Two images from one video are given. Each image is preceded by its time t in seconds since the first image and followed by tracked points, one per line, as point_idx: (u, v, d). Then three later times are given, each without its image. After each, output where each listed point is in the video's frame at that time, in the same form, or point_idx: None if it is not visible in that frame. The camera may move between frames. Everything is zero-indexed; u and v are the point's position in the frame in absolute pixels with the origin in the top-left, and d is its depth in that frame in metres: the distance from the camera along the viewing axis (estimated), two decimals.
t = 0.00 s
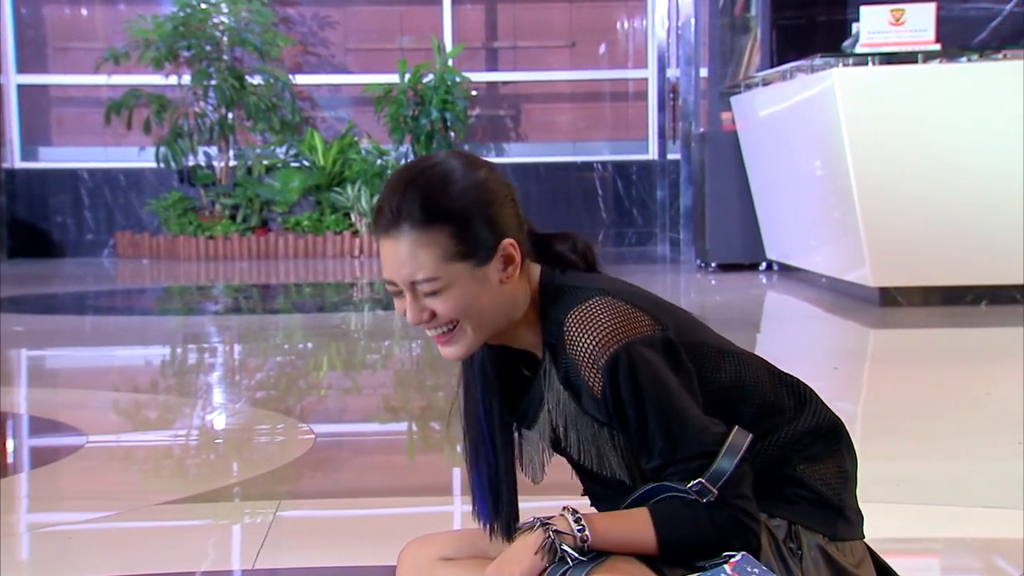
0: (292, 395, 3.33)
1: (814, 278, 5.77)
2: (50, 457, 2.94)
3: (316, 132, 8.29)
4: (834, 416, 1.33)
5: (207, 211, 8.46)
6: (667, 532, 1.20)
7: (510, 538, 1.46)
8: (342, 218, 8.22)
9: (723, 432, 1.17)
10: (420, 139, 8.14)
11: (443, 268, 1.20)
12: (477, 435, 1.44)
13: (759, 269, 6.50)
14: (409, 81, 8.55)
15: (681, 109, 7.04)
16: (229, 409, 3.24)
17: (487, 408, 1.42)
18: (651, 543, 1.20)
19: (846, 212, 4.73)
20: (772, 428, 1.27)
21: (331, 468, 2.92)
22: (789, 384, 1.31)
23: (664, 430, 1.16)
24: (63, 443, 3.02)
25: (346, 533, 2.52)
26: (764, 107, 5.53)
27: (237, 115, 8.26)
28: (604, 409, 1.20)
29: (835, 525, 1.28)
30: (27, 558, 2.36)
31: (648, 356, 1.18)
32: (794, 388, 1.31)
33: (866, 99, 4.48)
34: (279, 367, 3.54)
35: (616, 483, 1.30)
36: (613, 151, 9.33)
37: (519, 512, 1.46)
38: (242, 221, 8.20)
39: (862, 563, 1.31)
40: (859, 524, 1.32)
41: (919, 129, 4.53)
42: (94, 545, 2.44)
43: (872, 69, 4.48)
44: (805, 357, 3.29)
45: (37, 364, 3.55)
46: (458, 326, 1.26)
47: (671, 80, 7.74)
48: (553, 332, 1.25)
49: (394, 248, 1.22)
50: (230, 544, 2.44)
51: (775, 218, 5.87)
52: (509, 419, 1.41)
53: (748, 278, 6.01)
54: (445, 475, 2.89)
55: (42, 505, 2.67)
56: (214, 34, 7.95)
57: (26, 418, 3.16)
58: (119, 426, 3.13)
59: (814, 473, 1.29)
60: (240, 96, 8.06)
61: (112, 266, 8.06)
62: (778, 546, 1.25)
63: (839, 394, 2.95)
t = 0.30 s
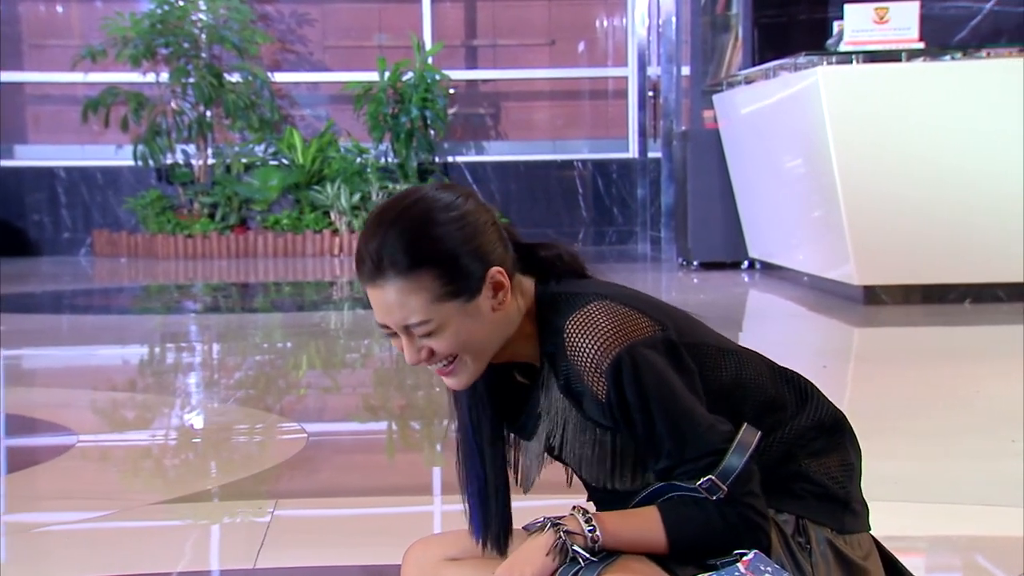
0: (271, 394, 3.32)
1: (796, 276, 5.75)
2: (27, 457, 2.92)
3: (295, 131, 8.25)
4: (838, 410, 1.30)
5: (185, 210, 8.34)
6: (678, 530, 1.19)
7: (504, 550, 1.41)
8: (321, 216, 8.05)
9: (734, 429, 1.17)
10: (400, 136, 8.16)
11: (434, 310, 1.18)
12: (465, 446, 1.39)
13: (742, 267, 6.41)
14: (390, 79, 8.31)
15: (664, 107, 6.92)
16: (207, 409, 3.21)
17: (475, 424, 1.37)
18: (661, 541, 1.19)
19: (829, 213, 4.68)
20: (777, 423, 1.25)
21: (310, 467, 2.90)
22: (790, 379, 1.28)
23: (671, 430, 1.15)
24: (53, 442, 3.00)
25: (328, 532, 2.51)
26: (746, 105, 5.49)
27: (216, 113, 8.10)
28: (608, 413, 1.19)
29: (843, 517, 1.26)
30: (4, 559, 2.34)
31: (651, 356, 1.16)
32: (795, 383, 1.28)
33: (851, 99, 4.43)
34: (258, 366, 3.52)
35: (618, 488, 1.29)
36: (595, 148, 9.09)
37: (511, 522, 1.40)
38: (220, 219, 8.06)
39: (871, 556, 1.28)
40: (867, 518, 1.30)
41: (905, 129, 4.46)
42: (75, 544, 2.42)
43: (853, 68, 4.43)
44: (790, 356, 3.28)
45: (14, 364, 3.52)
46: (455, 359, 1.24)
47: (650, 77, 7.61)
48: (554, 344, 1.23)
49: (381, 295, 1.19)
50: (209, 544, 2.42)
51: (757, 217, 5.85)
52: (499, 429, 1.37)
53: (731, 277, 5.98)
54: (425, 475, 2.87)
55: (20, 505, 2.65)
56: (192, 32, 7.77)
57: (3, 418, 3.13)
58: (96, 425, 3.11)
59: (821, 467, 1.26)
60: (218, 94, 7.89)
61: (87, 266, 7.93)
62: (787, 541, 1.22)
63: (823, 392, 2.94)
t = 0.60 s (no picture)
0: (250, 393, 3.31)
1: (778, 275, 5.75)
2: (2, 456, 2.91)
3: (274, 129, 8.12)
4: (846, 406, 1.29)
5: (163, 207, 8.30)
6: (691, 531, 1.18)
7: (503, 551, 1.36)
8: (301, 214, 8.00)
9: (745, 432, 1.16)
10: (379, 135, 7.93)
11: (439, 330, 1.17)
12: (466, 447, 1.37)
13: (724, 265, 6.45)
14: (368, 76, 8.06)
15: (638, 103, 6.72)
16: (184, 409, 3.20)
17: (474, 428, 1.35)
18: (674, 539, 1.19)
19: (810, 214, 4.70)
20: (785, 421, 1.24)
21: (289, 466, 2.88)
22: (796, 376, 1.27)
23: (681, 434, 1.14)
24: (32, 442, 2.98)
25: (310, 531, 2.49)
26: (728, 103, 5.51)
27: (194, 111, 8.00)
28: (616, 418, 1.18)
29: (853, 515, 1.25)
30: None
31: (659, 360, 1.16)
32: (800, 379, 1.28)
33: (838, 94, 4.38)
34: (237, 366, 3.51)
35: (627, 489, 1.29)
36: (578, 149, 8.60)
37: (508, 516, 1.35)
38: (199, 218, 8.07)
39: (883, 553, 1.26)
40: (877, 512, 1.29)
41: (888, 126, 4.42)
42: (53, 545, 2.40)
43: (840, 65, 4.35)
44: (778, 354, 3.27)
45: None
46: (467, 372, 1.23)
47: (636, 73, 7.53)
48: (563, 349, 1.22)
49: (386, 320, 1.18)
50: (188, 544, 2.40)
51: (739, 215, 5.85)
52: (497, 427, 1.34)
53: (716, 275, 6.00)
54: (406, 474, 2.85)
55: None
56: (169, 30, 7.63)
57: None
58: (73, 424, 3.09)
59: (829, 464, 1.25)
60: (195, 92, 7.80)
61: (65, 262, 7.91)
62: (798, 539, 1.21)
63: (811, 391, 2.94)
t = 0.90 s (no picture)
0: (228, 393, 3.29)
1: (759, 275, 5.77)
2: None
3: (252, 128, 8.07)
4: (854, 406, 1.30)
5: (141, 206, 8.24)
6: (701, 529, 1.18)
7: (517, 556, 1.38)
8: (279, 213, 8.03)
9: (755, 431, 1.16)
10: (358, 134, 7.82)
11: (452, 348, 1.18)
12: (476, 453, 1.40)
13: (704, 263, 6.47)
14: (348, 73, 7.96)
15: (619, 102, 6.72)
16: (161, 409, 3.18)
17: (484, 430, 1.37)
18: (685, 538, 1.19)
19: (790, 210, 4.73)
20: (795, 419, 1.24)
21: (263, 466, 2.86)
22: (805, 375, 1.28)
23: (693, 432, 1.14)
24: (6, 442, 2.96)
25: (287, 529, 2.48)
26: (709, 102, 5.51)
27: (171, 110, 7.88)
28: (629, 415, 1.18)
29: (863, 514, 1.25)
30: None
31: (671, 357, 1.15)
32: (809, 379, 1.28)
33: (823, 93, 4.37)
34: (215, 366, 3.49)
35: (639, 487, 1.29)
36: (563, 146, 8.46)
37: (521, 520, 1.37)
38: (175, 217, 8.07)
39: (890, 553, 1.27)
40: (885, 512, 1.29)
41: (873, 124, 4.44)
42: (31, 547, 2.38)
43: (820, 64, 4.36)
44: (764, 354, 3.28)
45: None
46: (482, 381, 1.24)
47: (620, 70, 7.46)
48: (575, 349, 1.23)
49: (399, 339, 1.18)
50: (164, 544, 2.38)
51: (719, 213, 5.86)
52: (507, 435, 1.36)
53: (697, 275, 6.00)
54: (384, 473, 2.83)
55: None
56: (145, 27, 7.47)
57: None
58: (50, 424, 3.07)
59: (837, 462, 1.26)
60: (172, 91, 7.66)
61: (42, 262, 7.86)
62: (809, 538, 1.22)
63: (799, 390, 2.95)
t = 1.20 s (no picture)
0: (205, 392, 3.28)
1: (739, 274, 5.82)
2: None
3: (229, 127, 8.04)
4: (862, 404, 1.30)
5: (116, 205, 8.19)
6: (713, 528, 1.18)
7: (517, 558, 1.39)
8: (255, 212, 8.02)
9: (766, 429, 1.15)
10: (335, 133, 7.89)
11: (462, 357, 1.17)
12: (478, 455, 1.40)
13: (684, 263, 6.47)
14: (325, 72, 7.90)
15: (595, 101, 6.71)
16: (137, 410, 3.16)
17: (486, 433, 1.37)
18: (696, 537, 1.19)
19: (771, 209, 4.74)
20: (803, 417, 1.24)
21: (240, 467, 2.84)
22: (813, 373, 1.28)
23: (702, 429, 1.13)
24: None
25: (264, 529, 2.46)
26: (689, 100, 5.52)
27: (147, 108, 7.79)
28: (638, 415, 1.18)
29: (872, 511, 1.25)
30: None
31: (679, 355, 1.15)
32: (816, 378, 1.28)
33: (805, 93, 4.40)
34: (191, 366, 3.48)
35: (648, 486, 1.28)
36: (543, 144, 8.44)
37: (522, 522, 1.38)
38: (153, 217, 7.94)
39: (898, 549, 1.28)
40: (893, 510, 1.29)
41: (861, 123, 4.45)
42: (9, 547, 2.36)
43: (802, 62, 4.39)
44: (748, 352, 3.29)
45: None
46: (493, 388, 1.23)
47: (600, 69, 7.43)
48: (583, 350, 1.22)
49: (408, 352, 1.18)
50: (142, 544, 2.37)
51: (699, 212, 5.87)
52: (510, 439, 1.37)
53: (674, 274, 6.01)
54: (362, 473, 2.82)
55: None
56: (121, 25, 7.35)
57: None
58: (26, 425, 3.04)
59: (846, 460, 1.26)
60: (148, 90, 7.56)
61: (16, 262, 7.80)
62: (818, 535, 1.23)
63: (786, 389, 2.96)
